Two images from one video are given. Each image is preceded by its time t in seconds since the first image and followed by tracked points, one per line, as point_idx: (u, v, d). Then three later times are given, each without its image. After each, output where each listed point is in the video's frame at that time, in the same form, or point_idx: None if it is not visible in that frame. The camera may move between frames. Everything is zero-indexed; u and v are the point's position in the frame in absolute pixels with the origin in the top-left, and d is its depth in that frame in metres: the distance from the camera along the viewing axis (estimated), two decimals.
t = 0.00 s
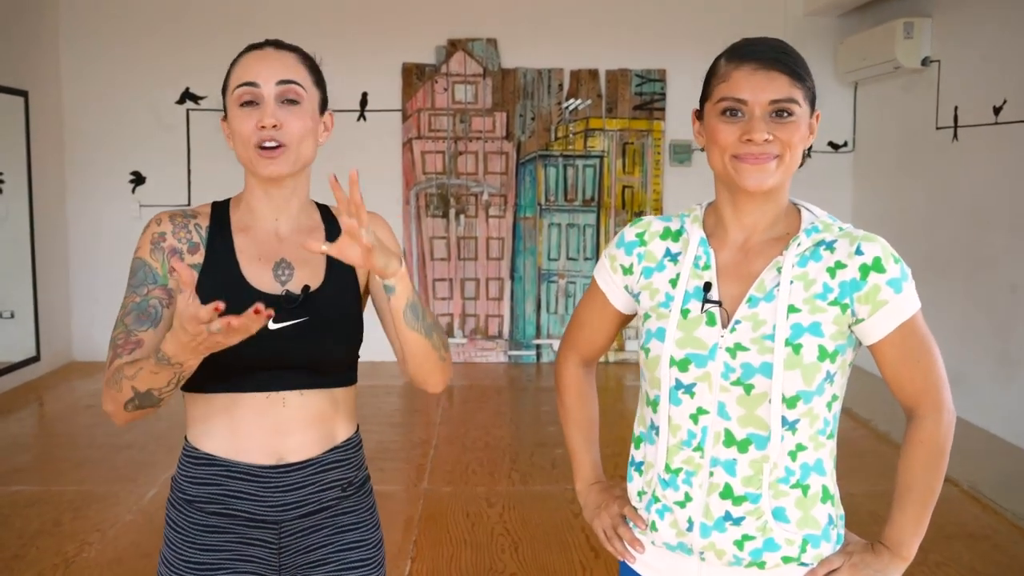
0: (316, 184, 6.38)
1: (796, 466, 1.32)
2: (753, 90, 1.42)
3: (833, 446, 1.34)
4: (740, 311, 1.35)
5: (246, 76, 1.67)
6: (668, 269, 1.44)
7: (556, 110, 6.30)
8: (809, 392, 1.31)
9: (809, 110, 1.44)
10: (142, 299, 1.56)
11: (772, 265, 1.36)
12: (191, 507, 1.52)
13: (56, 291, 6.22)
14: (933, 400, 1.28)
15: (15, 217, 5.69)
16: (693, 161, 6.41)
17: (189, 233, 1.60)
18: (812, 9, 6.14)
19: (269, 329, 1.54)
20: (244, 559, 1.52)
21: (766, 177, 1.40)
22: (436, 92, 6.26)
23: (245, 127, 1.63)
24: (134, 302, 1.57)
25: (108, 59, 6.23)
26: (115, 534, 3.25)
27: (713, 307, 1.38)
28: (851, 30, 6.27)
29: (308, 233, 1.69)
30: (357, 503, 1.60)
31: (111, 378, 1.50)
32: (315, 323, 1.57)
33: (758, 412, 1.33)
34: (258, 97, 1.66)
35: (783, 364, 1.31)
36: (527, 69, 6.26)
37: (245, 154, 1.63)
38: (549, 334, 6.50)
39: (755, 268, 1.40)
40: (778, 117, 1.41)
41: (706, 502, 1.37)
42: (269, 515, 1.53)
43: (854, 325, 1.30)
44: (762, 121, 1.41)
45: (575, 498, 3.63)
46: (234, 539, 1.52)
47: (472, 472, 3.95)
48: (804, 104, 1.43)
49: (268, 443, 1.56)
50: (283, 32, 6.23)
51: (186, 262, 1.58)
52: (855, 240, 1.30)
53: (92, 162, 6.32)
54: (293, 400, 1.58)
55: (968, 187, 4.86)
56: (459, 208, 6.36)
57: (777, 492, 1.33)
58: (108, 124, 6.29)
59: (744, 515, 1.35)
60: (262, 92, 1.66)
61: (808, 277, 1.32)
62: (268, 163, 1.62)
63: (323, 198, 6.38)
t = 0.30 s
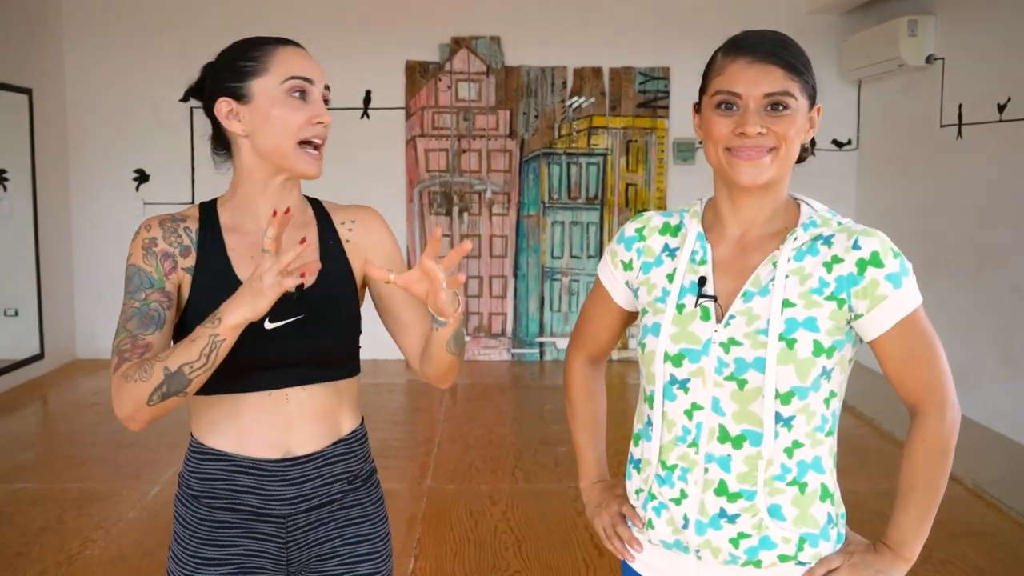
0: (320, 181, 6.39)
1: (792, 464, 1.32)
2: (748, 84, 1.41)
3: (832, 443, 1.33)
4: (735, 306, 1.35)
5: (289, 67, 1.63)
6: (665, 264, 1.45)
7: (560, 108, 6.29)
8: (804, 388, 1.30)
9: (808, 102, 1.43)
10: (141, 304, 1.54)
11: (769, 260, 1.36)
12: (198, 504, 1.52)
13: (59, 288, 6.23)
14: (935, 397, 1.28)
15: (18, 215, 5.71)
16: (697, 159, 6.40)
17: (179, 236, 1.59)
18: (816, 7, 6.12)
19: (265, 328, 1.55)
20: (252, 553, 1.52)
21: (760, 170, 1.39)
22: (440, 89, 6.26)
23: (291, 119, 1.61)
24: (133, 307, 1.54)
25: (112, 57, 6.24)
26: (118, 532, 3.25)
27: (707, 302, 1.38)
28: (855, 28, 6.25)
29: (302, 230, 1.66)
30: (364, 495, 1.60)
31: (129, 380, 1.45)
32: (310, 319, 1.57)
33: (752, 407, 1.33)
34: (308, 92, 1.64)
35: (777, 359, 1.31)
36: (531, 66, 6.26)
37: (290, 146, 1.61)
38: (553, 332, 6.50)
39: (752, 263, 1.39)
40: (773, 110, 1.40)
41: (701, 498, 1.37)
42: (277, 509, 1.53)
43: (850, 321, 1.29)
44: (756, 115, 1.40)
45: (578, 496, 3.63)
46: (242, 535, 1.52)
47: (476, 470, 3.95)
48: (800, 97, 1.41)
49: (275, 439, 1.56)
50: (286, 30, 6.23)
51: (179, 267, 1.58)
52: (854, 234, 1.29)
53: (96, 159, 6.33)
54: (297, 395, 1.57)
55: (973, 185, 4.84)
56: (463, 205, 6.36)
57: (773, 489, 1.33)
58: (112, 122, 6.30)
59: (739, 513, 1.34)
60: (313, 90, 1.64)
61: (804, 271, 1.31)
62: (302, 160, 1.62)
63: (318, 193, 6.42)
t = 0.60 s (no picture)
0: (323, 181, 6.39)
1: (791, 465, 1.31)
2: (714, 74, 1.44)
3: (832, 445, 1.33)
4: (733, 308, 1.35)
5: (312, 81, 1.61)
6: (666, 265, 1.45)
7: (563, 108, 6.29)
8: (803, 390, 1.30)
9: (781, 95, 1.41)
10: (167, 301, 1.46)
11: (767, 261, 1.36)
12: (222, 512, 1.51)
13: (63, 288, 6.24)
14: (938, 398, 1.27)
15: (21, 215, 5.72)
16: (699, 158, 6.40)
17: (198, 236, 1.55)
18: (818, 6, 6.11)
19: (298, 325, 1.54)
20: (279, 554, 1.54)
21: (710, 155, 1.41)
22: (442, 89, 6.26)
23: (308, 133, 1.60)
24: (157, 306, 1.46)
25: (115, 57, 6.25)
26: (120, 533, 3.26)
27: (706, 304, 1.38)
28: (858, 27, 6.24)
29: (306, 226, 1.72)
30: (373, 487, 1.67)
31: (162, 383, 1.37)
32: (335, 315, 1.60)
33: (751, 410, 1.33)
34: (327, 108, 1.63)
35: (776, 361, 1.30)
36: (533, 66, 6.25)
37: (307, 156, 1.60)
38: (556, 331, 6.49)
39: (751, 264, 1.39)
40: (736, 98, 1.41)
41: (699, 500, 1.37)
42: (303, 511, 1.54)
43: (849, 322, 1.29)
44: (717, 101, 1.42)
45: (580, 497, 3.63)
46: (268, 538, 1.53)
47: (478, 470, 3.95)
48: (766, 84, 1.41)
49: (299, 438, 1.56)
50: (288, 30, 6.24)
51: (202, 265, 1.54)
52: (852, 235, 1.29)
53: (100, 160, 6.34)
54: (319, 390, 1.59)
55: (975, 184, 4.83)
56: (465, 205, 6.36)
57: (771, 491, 1.32)
58: (116, 122, 6.30)
59: (737, 514, 1.34)
60: (331, 106, 1.63)
61: (802, 273, 1.31)
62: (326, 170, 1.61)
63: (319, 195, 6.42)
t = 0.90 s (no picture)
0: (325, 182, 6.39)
1: (788, 464, 1.32)
2: (685, 83, 1.47)
3: (832, 444, 1.33)
4: (733, 307, 1.36)
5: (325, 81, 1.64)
6: (670, 265, 1.46)
7: (565, 108, 6.29)
8: (800, 389, 1.31)
9: (746, 97, 1.40)
10: (189, 319, 1.45)
11: (767, 260, 1.37)
12: (235, 513, 1.51)
13: (65, 289, 6.25)
14: (937, 398, 1.27)
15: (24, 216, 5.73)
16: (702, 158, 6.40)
17: (206, 247, 1.54)
18: (820, 6, 6.11)
19: (307, 329, 1.55)
20: (291, 554, 1.54)
21: (686, 164, 1.46)
22: (444, 90, 6.27)
23: (321, 129, 1.62)
24: (178, 324, 1.45)
25: (117, 58, 6.26)
26: (124, 533, 3.27)
27: (706, 303, 1.39)
28: (860, 27, 6.24)
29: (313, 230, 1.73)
30: (379, 483, 1.68)
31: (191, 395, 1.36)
32: (341, 319, 1.60)
33: (749, 408, 1.33)
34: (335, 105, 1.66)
35: (773, 360, 1.31)
36: (535, 67, 6.26)
37: (306, 155, 1.62)
38: (558, 332, 6.49)
39: (753, 262, 1.39)
40: (701, 106, 1.44)
41: (697, 497, 1.37)
42: (314, 509, 1.55)
43: (847, 321, 1.29)
44: (688, 111, 1.46)
45: (583, 497, 3.63)
46: (280, 537, 1.53)
47: (481, 470, 3.96)
48: (727, 89, 1.41)
49: (309, 439, 1.57)
50: (290, 31, 6.25)
51: (213, 277, 1.53)
52: (851, 235, 1.29)
53: (102, 161, 6.35)
54: (326, 393, 1.60)
55: (977, 184, 4.84)
56: (468, 206, 6.37)
57: (768, 489, 1.32)
58: (118, 123, 6.31)
59: (734, 512, 1.34)
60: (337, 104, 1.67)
61: (801, 272, 1.31)
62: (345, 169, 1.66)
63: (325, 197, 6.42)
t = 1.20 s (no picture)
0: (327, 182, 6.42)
1: (789, 460, 1.34)
2: (682, 89, 1.50)
3: (832, 440, 1.35)
4: (734, 305, 1.38)
5: (342, 81, 1.66)
6: (672, 264, 1.49)
7: (567, 109, 6.32)
8: (801, 385, 1.33)
9: (742, 98, 1.43)
10: (183, 324, 1.50)
11: (768, 258, 1.39)
12: (245, 506, 1.53)
13: (70, 289, 6.28)
14: (936, 396, 1.29)
15: (28, 217, 5.76)
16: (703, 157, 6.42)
17: (225, 247, 1.55)
18: (821, 8, 6.14)
19: (323, 327, 1.59)
20: (298, 548, 1.55)
21: (688, 167, 1.49)
22: (447, 91, 6.29)
23: (338, 129, 1.64)
24: (173, 327, 1.50)
25: (121, 59, 6.29)
26: (131, 531, 3.29)
27: (708, 301, 1.41)
28: (860, 28, 6.26)
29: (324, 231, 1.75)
30: (385, 478, 1.70)
31: (162, 419, 1.44)
32: (356, 318, 1.65)
33: (750, 405, 1.36)
34: (356, 105, 1.67)
35: (773, 357, 1.34)
36: (538, 68, 6.28)
37: (325, 155, 1.64)
38: (560, 332, 6.52)
39: (754, 262, 1.42)
40: (698, 110, 1.47)
41: (700, 492, 1.40)
42: (323, 502, 1.56)
43: (847, 319, 1.31)
44: (687, 116, 1.49)
45: (586, 495, 3.66)
46: (290, 531, 1.54)
47: (485, 469, 3.98)
48: (722, 92, 1.43)
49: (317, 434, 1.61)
50: (294, 32, 6.27)
51: (227, 278, 1.54)
52: (851, 234, 1.31)
53: (106, 162, 6.37)
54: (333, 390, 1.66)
55: (976, 185, 4.87)
56: (470, 206, 6.39)
57: (770, 485, 1.35)
58: (122, 125, 6.34)
59: (736, 507, 1.37)
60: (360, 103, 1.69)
61: (801, 270, 1.34)
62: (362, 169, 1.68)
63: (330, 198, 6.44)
